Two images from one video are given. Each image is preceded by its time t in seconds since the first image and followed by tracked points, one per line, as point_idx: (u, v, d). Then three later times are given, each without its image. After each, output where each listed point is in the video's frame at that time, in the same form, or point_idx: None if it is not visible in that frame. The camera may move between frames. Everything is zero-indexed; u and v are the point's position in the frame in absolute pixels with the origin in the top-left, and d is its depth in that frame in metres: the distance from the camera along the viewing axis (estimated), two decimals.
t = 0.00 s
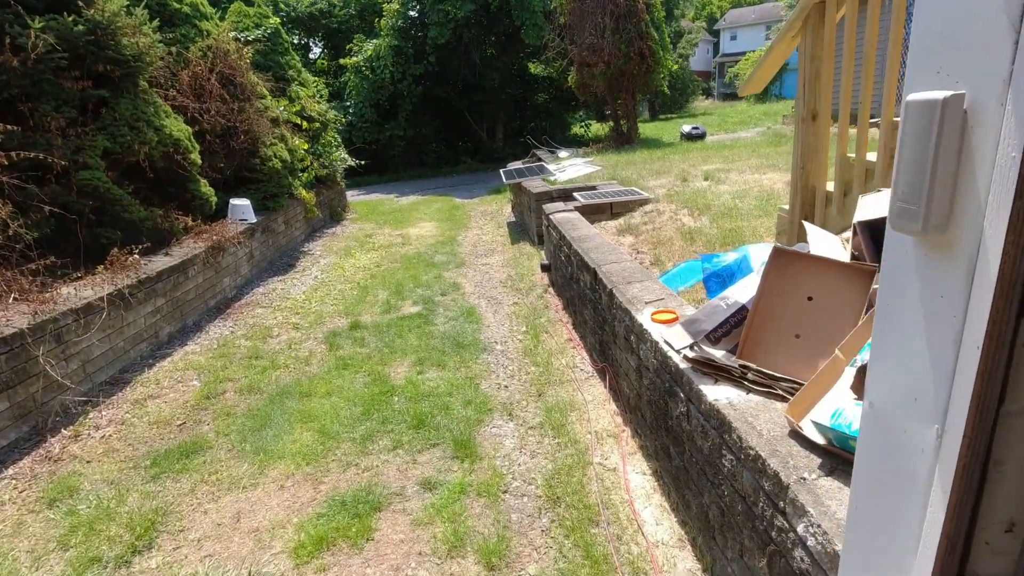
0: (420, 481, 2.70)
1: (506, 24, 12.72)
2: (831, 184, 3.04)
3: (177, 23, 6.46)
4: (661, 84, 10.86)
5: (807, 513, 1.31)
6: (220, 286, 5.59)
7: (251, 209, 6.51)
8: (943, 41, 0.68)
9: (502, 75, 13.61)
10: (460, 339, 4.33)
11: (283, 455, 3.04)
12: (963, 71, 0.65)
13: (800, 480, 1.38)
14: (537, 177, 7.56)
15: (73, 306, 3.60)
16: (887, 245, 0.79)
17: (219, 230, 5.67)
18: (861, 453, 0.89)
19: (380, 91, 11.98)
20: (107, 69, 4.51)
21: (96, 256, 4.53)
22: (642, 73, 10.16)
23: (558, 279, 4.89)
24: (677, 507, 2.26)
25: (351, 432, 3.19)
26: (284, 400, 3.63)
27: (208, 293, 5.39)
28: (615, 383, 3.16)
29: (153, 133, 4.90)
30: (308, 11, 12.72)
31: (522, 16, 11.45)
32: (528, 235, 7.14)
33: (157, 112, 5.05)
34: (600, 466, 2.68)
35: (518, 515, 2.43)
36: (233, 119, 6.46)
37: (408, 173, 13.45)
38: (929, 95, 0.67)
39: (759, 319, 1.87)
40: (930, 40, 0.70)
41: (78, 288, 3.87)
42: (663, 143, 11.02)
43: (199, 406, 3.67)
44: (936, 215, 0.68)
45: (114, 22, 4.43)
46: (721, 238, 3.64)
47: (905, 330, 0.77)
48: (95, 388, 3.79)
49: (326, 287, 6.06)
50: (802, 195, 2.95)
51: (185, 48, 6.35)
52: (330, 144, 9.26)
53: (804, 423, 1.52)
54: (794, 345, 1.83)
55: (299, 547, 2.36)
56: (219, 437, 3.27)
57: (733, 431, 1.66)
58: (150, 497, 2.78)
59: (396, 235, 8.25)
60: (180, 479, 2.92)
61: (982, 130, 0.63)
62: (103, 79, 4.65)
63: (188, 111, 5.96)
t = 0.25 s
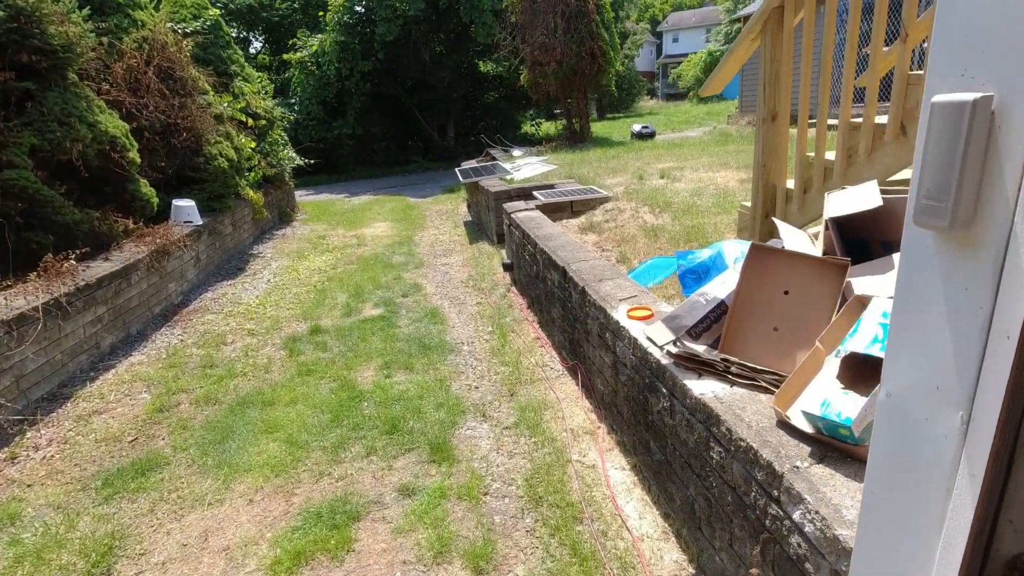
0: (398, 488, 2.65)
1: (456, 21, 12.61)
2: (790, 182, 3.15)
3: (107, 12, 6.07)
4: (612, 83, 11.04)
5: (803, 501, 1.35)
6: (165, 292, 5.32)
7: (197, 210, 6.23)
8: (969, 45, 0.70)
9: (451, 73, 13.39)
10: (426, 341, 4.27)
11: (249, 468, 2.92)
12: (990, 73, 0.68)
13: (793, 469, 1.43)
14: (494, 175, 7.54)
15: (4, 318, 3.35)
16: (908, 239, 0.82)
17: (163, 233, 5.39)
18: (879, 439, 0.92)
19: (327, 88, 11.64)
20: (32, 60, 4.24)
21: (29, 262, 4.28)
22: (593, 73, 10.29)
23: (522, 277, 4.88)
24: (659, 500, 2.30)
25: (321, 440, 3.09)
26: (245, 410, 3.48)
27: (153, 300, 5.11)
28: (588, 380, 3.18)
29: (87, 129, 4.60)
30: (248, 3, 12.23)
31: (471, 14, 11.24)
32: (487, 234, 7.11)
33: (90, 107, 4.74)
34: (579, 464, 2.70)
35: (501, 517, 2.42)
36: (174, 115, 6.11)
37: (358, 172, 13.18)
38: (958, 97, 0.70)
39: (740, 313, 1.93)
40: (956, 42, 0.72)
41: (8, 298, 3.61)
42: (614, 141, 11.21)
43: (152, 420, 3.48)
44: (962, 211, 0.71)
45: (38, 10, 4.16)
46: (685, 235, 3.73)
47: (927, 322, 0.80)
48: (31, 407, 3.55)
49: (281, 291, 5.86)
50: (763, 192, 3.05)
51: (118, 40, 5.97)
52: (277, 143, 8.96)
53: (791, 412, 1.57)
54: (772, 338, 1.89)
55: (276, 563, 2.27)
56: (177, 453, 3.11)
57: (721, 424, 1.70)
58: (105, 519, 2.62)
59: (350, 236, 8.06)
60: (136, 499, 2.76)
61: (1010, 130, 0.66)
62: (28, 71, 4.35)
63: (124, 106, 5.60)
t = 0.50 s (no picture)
0: (386, 499, 2.61)
1: (414, 25, 12.51)
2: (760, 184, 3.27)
3: (46, 9, 5.69)
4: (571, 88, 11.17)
5: (807, 493, 1.40)
6: (119, 305, 5.07)
7: (150, 218, 5.97)
8: (994, 61, 0.75)
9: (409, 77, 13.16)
10: (400, 348, 4.21)
11: (227, 486, 2.82)
12: (1016, 86, 0.72)
13: (795, 462, 1.48)
14: (459, 180, 7.50)
15: None
16: (930, 240, 0.86)
17: (115, 242, 5.15)
18: (898, 433, 0.96)
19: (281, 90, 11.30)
20: None
21: None
22: (554, 78, 10.39)
23: (494, 282, 4.87)
24: (650, 499, 2.34)
25: (300, 453, 3.01)
26: (217, 425, 3.36)
27: (106, 313, 4.87)
28: (569, 383, 3.21)
29: (29, 133, 4.35)
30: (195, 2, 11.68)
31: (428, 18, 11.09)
32: (453, 238, 7.08)
33: (33, 110, 4.48)
34: (567, 466, 2.72)
35: (494, 524, 2.41)
36: (123, 118, 5.79)
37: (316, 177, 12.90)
38: (987, 109, 0.74)
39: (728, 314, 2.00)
40: (980, 59, 0.76)
41: None
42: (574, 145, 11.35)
43: (114, 440, 3.32)
44: (990, 214, 0.76)
45: None
46: (658, 237, 3.81)
47: (950, 319, 0.85)
48: None
49: (244, 301, 5.68)
50: (736, 194, 3.15)
51: (60, 38, 5.58)
52: (231, 147, 8.68)
53: (786, 407, 1.62)
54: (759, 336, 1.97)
55: None
56: (146, 474, 2.97)
57: (717, 422, 1.75)
58: (72, 549, 2.49)
59: (312, 242, 7.88)
60: (105, 525, 2.63)
61: None
62: None
63: (69, 109, 5.26)
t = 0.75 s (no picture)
0: (368, 510, 2.58)
1: (382, 30, 12.43)
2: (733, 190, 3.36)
3: None
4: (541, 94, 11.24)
5: (790, 491, 1.45)
6: (79, 316, 4.90)
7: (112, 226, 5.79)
8: (970, 81, 0.79)
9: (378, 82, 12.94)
10: (376, 356, 4.16)
11: (201, 501, 2.75)
12: (988, 105, 0.77)
13: (777, 462, 1.52)
14: (432, 186, 7.48)
15: None
16: (912, 249, 0.91)
17: (75, 251, 4.99)
18: (884, 432, 1.01)
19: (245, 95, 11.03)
20: None
21: None
22: (524, 85, 10.46)
23: (469, 288, 4.86)
24: (633, 501, 2.38)
25: (277, 466, 2.96)
26: (188, 439, 3.28)
27: (66, 324, 4.70)
28: (549, 389, 3.23)
29: None
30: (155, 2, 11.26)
31: (398, 24, 10.98)
32: (427, 245, 7.05)
33: None
34: (549, 472, 2.73)
35: (478, 531, 2.41)
36: (81, 122, 5.53)
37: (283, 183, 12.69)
38: (962, 127, 0.79)
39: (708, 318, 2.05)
40: (956, 79, 0.81)
41: None
42: (545, 151, 11.44)
43: (79, 457, 3.21)
44: (964, 224, 0.80)
45: None
46: (633, 243, 3.86)
47: (930, 323, 0.89)
48: None
49: (212, 310, 5.55)
50: (710, 201, 3.24)
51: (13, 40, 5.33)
52: (196, 153, 8.47)
53: (766, 408, 1.67)
54: (738, 340, 2.02)
55: None
56: (114, 491, 2.88)
57: (700, 424, 1.79)
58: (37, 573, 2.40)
59: (281, 249, 7.75)
60: (72, 546, 2.54)
61: (1008, 154, 0.74)
62: None
63: (24, 112, 5.05)
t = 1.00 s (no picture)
0: (348, 522, 2.57)
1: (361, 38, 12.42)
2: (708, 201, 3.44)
3: None
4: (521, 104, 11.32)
5: (765, 497, 1.49)
6: (48, 327, 4.78)
7: (82, 234, 5.67)
8: (924, 107, 0.84)
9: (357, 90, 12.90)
10: (356, 366, 4.13)
11: (177, 517, 2.70)
12: (943, 131, 0.81)
13: (752, 469, 1.56)
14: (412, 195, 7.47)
15: None
16: (875, 265, 0.95)
17: (43, 261, 4.88)
18: (853, 440, 1.05)
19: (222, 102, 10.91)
20: None
21: None
22: (504, 95, 10.54)
23: (450, 298, 4.86)
24: (613, 510, 2.40)
25: (255, 479, 2.92)
26: (163, 453, 3.22)
27: (34, 335, 4.58)
28: (529, 398, 3.25)
29: None
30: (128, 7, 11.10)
31: (378, 33, 10.95)
32: (406, 254, 7.03)
33: None
34: (530, 481, 2.75)
35: (459, 542, 2.42)
36: (51, 129, 5.42)
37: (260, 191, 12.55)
38: (918, 151, 0.84)
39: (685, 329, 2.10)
40: (912, 106, 0.86)
41: None
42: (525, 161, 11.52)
43: (47, 473, 3.13)
44: (922, 242, 0.85)
45: None
46: (612, 253, 3.91)
47: (893, 335, 0.94)
48: None
49: (187, 320, 5.46)
50: (686, 212, 3.31)
51: None
52: (170, 160, 8.34)
53: (741, 417, 1.71)
54: (714, 350, 2.07)
55: None
56: (85, 508, 2.82)
57: (678, 433, 1.83)
58: None
59: (259, 258, 7.66)
60: (41, 566, 2.48)
61: (961, 177, 0.79)
62: None
63: None
